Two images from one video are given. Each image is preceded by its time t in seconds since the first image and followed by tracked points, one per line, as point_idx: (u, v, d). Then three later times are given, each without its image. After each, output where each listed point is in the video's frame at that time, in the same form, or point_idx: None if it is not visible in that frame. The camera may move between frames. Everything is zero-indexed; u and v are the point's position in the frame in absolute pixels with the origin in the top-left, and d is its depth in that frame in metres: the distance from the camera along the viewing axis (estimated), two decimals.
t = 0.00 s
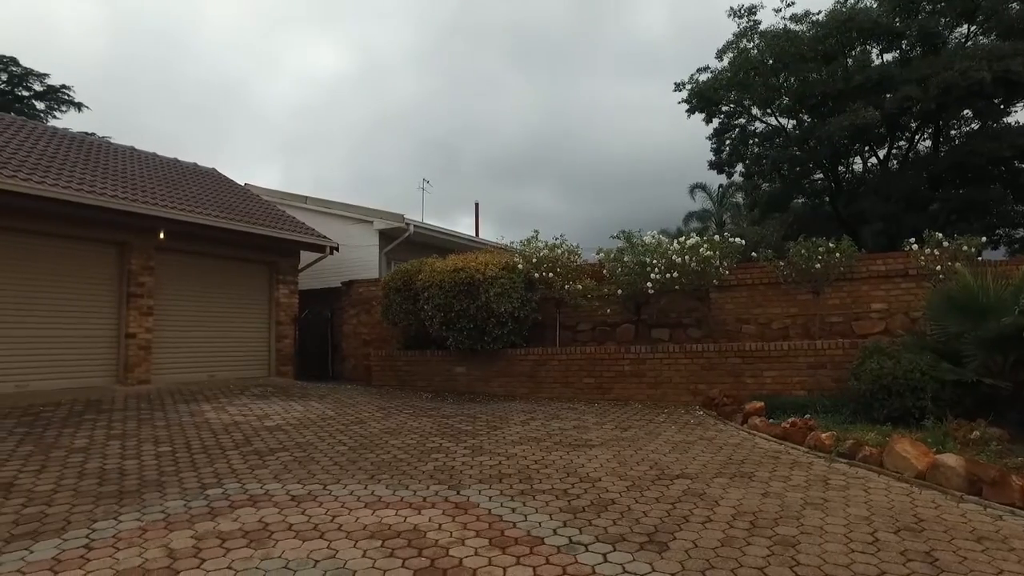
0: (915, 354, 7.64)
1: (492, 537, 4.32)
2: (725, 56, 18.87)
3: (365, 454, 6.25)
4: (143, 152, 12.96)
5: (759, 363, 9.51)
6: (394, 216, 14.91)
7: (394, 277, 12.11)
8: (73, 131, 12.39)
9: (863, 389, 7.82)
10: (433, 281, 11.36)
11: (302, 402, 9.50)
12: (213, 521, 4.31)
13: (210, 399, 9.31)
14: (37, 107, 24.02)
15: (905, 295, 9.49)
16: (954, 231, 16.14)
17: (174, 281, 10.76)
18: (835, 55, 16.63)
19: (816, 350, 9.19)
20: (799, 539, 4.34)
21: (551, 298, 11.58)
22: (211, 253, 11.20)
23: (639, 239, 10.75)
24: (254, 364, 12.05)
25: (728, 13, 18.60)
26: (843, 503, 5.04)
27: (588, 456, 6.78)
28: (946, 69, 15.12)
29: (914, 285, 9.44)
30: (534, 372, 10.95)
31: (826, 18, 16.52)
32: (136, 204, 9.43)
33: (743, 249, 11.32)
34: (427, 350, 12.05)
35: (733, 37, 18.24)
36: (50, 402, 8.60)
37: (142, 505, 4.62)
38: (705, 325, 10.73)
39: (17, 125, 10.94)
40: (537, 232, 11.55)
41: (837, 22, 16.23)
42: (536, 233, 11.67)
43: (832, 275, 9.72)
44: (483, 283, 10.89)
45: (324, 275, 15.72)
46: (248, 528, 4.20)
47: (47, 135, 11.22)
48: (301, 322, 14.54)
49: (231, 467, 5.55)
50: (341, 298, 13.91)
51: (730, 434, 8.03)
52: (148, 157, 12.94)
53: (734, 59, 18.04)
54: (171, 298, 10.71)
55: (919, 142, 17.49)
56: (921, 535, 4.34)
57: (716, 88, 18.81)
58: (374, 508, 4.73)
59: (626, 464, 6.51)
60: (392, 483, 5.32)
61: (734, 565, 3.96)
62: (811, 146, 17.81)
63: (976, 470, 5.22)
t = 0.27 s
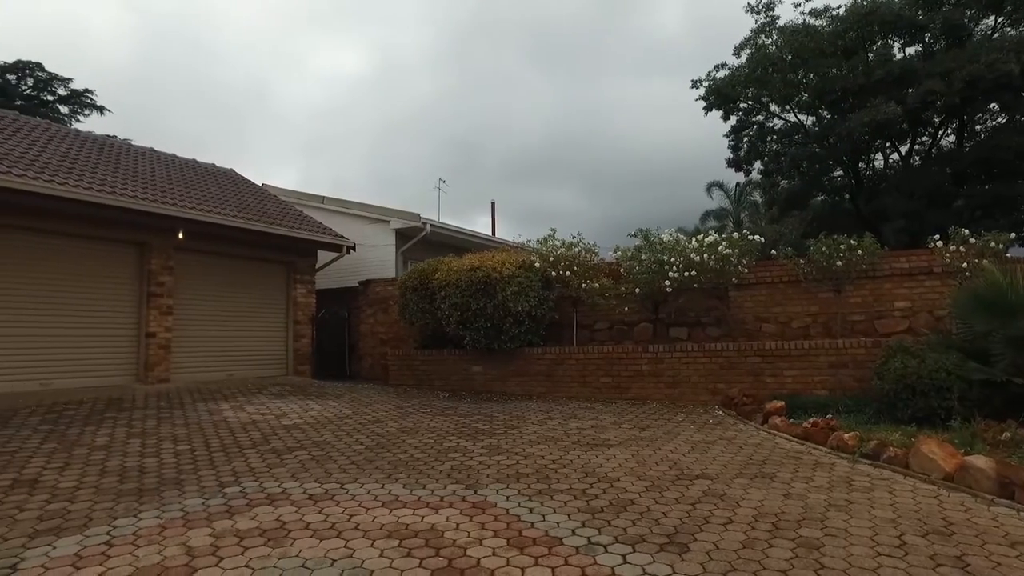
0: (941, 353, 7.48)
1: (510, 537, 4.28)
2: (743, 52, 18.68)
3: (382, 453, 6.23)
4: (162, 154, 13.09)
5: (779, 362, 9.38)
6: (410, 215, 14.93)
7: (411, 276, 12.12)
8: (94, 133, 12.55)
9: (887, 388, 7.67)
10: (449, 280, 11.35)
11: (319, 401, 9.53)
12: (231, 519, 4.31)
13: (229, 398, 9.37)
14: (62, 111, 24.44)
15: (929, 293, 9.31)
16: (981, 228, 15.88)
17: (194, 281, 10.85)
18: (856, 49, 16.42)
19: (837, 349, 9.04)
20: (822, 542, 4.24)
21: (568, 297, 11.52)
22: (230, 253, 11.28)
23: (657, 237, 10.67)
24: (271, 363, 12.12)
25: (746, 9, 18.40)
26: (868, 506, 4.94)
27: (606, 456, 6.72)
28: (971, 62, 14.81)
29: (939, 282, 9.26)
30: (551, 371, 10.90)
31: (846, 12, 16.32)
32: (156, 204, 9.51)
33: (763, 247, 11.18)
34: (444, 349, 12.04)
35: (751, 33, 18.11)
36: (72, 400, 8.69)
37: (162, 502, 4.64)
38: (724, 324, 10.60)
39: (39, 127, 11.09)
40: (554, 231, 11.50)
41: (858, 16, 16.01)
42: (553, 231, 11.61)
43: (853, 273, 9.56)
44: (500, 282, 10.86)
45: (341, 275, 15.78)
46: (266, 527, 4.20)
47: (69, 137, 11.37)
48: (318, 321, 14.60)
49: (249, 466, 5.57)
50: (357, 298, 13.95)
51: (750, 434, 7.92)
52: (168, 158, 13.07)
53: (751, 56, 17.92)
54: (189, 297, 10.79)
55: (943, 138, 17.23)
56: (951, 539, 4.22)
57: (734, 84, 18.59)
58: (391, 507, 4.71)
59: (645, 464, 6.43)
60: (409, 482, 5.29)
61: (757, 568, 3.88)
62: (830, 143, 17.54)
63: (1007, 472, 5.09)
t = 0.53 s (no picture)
0: (971, 352, 7.28)
1: (530, 539, 4.21)
2: (762, 48, 18.40)
3: (400, 453, 6.18)
4: (182, 155, 13.19)
5: (802, 361, 9.20)
6: (427, 214, 14.90)
7: (428, 275, 12.09)
8: (115, 135, 12.67)
9: (914, 388, 7.48)
10: (467, 279, 11.29)
11: (337, 400, 9.51)
12: (250, 519, 4.28)
13: (247, 397, 9.39)
14: (84, 114, 24.78)
15: (956, 291, 9.08)
16: (1009, 223, 15.47)
17: (213, 280, 10.90)
18: (878, 44, 16.23)
19: (862, 348, 8.85)
20: (853, 546, 4.12)
21: (587, 296, 11.42)
22: (248, 253, 11.32)
23: (677, 236, 10.55)
24: (289, 362, 12.15)
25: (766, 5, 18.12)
26: (899, 509, 4.79)
27: (627, 456, 6.62)
28: (1000, 53, 14.47)
29: (967, 279, 9.03)
30: (569, 371, 10.80)
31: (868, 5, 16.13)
32: (175, 204, 9.56)
33: (784, 244, 11.00)
34: (461, 348, 11.99)
35: (770, 29, 17.79)
36: (93, 398, 8.75)
37: (181, 502, 4.62)
38: (745, 323, 10.43)
39: (61, 129, 11.21)
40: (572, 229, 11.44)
41: (880, 10, 15.82)
42: (571, 230, 11.55)
43: (878, 270, 9.35)
44: (518, 281, 10.79)
45: (359, 274, 15.79)
46: (285, 527, 4.16)
47: (90, 138, 11.48)
48: (336, 320, 14.62)
49: (267, 465, 5.54)
50: (375, 297, 13.95)
51: (773, 434, 7.77)
52: (186, 159, 13.15)
53: (771, 51, 17.53)
54: (208, 297, 10.83)
55: (968, 132, 16.90)
56: (988, 546, 4.08)
57: (754, 80, 18.28)
58: (410, 508, 4.66)
59: (667, 465, 6.32)
60: (428, 483, 5.24)
61: (785, 573, 3.76)
62: (851, 139, 17.24)
63: None
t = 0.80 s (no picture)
0: (1013, 353, 7.01)
1: (559, 545, 4.09)
2: (787, 42, 18.05)
3: (424, 455, 6.10)
4: (205, 156, 13.27)
5: (833, 361, 8.96)
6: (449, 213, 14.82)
7: (450, 274, 12.01)
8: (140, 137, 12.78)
9: (952, 390, 7.23)
10: (489, 279, 11.20)
11: (359, 400, 9.47)
12: (274, 522, 4.21)
13: (270, 397, 9.39)
14: (111, 118, 25.13)
15: (995, 289, 8.76)
16: None
17: (236, 281, 10.94)
18: (908, 35, 15.94)
19: (896, 348, 8.58)
20: (896, 557, 3.93)
21: (610, 295, 11.27)
22: (272, 253, 11.37)
23: (702, 234, 10.37)
24: (312, 362, 12.17)
25: None
26: (942, 518, 4.58)
27: (654, 459, 6.47)
28: None
29: (1006, 277, 8.71)
30: (593, 371, 10.66)
31: None
32: (199, 205, 9.61)
33: (813, 241, 10.75)
34: (484, 348, 11.90)
35: (795, 22, 17.49)
36: (119, 398, 8.80)
37: (205, 503, 4.57)
38: (773, 322, 10.20)
39: (88, 131, 11.33)
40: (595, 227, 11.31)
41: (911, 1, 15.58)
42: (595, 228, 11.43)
43: (912, 267, 9.06)
44: (541, 280, 10.67)
45: (380, 274, 15.79)
46: (309, 531, 4.09)
47: (116, 140, 11.59)
48: (358, 320, 14.63)
49: (291, 467, 5.49)
50: (396, 296, 13.93)
51: (804, 436, 7.56)
52: (210, 160, 13.23)
53: (796, 45, 17.33)
54: (232, 298, 10.88)
55: (1004, 125, 16.51)
56: None
57: (779, 75, 17.96)
58: (435, 511, 4.57)
59: (696, 468, 6.15)
60: (453, 486, 5.14)
61: None
62: (880, 134, 16.87)
63: None
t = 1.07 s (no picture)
0: None
1: (590, 553, 3.97)
2: (816, 36, 17.52)
3: (450, 458, 6.03)
4: (232, 158, 13.37)
5: (869, 363, 8.68)
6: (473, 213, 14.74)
7: (476, 275, 11.93)
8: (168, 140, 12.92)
9: (998, 393, 6.93)
10: (515, 279, 11.09)
11: (385, 401, 9.44)
12: (301, 527, 4.16)
13: (297, 398, 9.40)
14: (143, 123, 25.57)
15: None
16: None
17: (262, 281, 10.99)
18: (945, 25, 15.33)
19: (936, 350, 8.27)
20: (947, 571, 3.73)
21: (638, 295, 11.11)
22: (299, 254, 11.41)
23: (732, 232, 10.15)
24: (338, 362, 12.20)
25: None
26: (995, 530, 4.35)
27: (686, 463, 6.31)
28: None
29: None
30: (620, 372, 10.50)
31: None
32: (226, 207, 9.67)
33: (847, 239, 10.45)
34: (510, 349, 11.82)
35: (825, 15, 16.88)
36: (150, 398, 8.87)
37: (233, 505, 4.53)
38: (805, 322, 9.93)
39: (117, 134, 11.47)
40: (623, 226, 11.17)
41: None
42: (622, 227, 11.28)
43: (952, 265, 8.72)
44: (568, 279, 10.53)
45: (405, 274, 15.78)
46: (336, 536, 4.02)
47: (145, 143, 11.72)
48: (384, 320, 14.64)
49: (318, 469, 5.45)
50: (422, 297, 13.90)
51: (841, 440, 7.32)
52: (237, 162, 13.34)
53: (826, 38, 16.63)
54: (259, 299, 10.95)
55: None
56: None
57: (808, 71, 17.26)
58: (463, 516, 4.47)
59: (729, 473, 5.97)
60: (480, 490, 5.05)
61: None
62: (914, 128, 16.46)
63: None
